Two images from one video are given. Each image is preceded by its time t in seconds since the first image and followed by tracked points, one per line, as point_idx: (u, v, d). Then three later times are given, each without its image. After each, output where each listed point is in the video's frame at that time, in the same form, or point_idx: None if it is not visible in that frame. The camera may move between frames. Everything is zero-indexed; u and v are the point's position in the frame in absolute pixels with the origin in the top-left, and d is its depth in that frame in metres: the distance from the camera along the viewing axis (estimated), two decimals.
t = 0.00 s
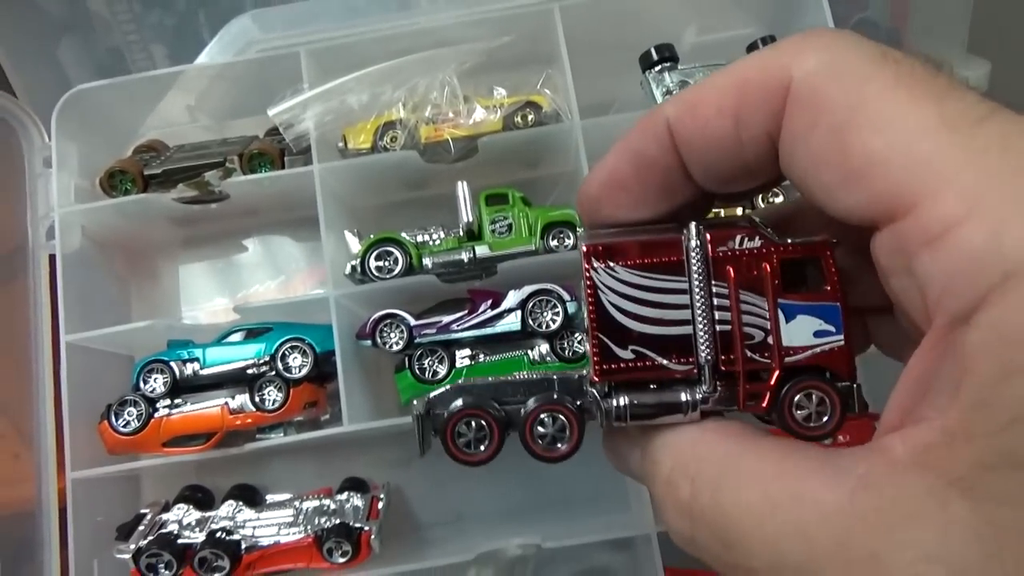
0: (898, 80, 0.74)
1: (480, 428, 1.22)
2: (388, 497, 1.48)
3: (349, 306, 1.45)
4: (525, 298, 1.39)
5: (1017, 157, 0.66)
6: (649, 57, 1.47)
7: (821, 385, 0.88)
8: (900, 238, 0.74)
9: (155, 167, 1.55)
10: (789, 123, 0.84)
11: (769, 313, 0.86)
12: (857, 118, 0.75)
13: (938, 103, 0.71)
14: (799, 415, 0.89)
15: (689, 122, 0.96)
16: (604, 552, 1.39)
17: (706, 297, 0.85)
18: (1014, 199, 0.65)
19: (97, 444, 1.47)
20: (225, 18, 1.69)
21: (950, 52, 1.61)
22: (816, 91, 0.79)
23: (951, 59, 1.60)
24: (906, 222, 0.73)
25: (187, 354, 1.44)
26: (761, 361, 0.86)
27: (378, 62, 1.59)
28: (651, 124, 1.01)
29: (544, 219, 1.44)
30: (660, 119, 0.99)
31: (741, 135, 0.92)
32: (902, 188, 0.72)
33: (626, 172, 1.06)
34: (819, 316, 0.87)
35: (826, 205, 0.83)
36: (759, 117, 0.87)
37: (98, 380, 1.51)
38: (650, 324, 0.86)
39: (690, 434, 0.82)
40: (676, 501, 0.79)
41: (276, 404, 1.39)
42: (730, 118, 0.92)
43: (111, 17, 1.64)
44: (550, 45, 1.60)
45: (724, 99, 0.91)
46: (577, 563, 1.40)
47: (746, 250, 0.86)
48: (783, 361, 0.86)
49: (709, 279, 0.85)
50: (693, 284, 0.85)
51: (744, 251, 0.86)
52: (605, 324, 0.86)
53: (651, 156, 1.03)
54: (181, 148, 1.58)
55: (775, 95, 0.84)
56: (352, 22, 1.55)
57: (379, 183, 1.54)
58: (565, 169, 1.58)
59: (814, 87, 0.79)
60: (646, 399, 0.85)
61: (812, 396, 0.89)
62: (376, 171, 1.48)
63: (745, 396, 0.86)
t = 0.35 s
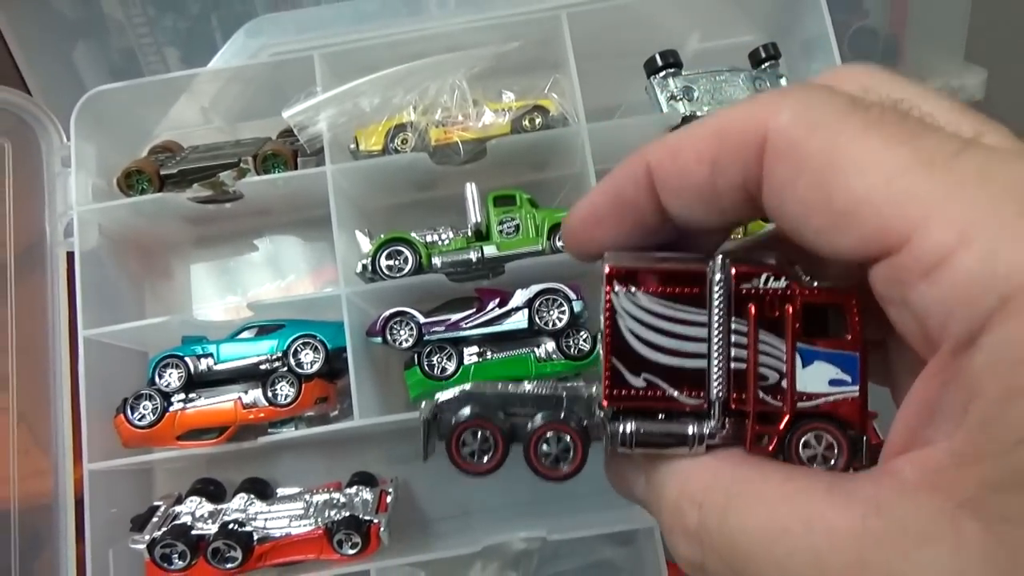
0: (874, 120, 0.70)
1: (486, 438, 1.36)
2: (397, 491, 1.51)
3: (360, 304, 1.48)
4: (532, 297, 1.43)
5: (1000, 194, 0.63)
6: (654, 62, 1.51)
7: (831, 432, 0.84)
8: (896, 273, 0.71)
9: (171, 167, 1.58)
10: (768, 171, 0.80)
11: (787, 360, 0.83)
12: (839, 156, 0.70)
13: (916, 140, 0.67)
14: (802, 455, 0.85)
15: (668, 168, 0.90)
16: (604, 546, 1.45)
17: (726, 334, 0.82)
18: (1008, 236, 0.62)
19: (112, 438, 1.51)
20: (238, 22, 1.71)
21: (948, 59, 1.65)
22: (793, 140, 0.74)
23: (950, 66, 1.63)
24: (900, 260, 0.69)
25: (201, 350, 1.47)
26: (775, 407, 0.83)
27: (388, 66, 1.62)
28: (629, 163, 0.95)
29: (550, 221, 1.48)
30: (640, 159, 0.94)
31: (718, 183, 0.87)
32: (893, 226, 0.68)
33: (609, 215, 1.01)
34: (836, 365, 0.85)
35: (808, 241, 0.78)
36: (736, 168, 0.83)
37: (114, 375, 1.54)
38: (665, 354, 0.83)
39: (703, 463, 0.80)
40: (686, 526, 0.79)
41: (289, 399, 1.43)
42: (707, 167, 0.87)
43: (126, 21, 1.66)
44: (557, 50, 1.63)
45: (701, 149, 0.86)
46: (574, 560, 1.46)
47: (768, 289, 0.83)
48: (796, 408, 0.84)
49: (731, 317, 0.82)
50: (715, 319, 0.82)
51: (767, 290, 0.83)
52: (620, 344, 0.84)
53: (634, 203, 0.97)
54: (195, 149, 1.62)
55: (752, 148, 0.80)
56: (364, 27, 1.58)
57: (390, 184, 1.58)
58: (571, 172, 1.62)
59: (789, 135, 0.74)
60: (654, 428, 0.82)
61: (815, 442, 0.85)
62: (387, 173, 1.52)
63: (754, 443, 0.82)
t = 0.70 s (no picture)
0: (765, 281, 0.68)
1: (459, 557, 0.98)
2: (396, 488, 1.53)
3: (361, 306, 1.52)
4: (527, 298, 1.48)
5: (903, 341, 0.63)
6: (648, 69, 1.55)
7: (812, 482, 0.88)
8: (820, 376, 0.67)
9: (176, 171, 1.62)
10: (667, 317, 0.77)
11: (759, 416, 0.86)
12: (734, 323, 0.70)
13: (810, 304, 0.66)
14: (799, 518, 0.87)
15: (564, 313, 0.85)
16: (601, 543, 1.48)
17: (697, 407, 0.85)
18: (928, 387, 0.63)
19: (117, 435, 1.54)
20: (240, 28, 1.74)
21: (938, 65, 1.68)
22: (689, 309, 0.72)
23: (939, 72, 1.66)
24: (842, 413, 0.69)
25: (205, 349, 1.51)
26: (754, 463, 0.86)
27: (388, 73, 1.66)
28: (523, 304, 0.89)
29: (546, 223, 1.51)
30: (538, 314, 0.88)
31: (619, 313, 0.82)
32: (825, 395, 0.68)
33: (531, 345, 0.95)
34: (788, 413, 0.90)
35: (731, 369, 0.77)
36: (635, 311, 0.80)
37: (118, 374, 1.57)
38: (638, 427, 0.84)
39: (700, 547, 0.86)
40: None
41: (290, 397, 1.46)
42: (607, 312, 0.83)
43: (131, 28, 1.70)
44: (554, 57, 1.67)
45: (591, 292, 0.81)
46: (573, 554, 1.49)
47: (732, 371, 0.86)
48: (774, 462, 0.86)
49: (696, 380, 0.85)
50: (683, 391, 0.85)
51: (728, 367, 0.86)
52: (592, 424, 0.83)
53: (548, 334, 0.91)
54: (199, 153, 1.65)
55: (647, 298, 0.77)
56: (364, 34, 1.62)
57: (390, 187, 1.61)
58: (567, 175, 1.65)
59: (680, 301, 0.72)
60: (642, 509, 0.83)
61: (808, 496, 0.88)
62: (386, 177, 1.56)
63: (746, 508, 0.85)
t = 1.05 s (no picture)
0: (698, 254, 0.70)
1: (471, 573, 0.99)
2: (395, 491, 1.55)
3: (361, 310, 1.54)
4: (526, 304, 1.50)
5: (831, 287, 0.65)
6: (644, 78, 1.57)
7: (751, 417, 1.01)
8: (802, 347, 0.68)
9: (179, 178, 1.65)
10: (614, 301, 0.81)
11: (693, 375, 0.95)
12: (680, 302, 0.72)
13: (740, 266, 0.68)
14: (746, 450, 1.02)
15: (516, 311, 0.90)
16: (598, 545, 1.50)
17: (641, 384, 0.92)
18: (858, 322, 0.65)
19: (120, 438, 1.56)
20: (242, 37, 1.77)
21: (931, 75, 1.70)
22: (633, 295, 0.76)
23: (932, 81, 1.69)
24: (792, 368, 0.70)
25: (207, 354, 1.53)
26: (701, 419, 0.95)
27: (389, 82, 1.69)
28: (476, 304, 0.94)
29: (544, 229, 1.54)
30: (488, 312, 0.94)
31: (566, 306, 0.88)
32: (767, 352, 0.70)
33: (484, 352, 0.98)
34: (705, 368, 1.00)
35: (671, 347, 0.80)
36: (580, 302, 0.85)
37: (121, 377, 1.59)
38: (593, 414, 0.92)
39: (670, 496, 0.94)
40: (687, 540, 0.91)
41: (292, 400, 1.47)
42: (555, 305, 0.88)
43: (134, 37, 1.72)
44: (551, 66, 1.70)
45: (542, 287, 0.87)
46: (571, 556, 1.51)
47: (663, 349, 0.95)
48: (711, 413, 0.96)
49: (634, 357, 0.92)
50: (625, 369, 0.92)
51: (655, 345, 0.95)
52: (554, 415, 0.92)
53: (498, 336, 0.96)
54: (202, 160, 1.68)
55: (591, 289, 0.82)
56: (364, 44, 1.66)
57: (390, 194, 1.64)
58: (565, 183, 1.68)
59: (627, 290, 0.76)
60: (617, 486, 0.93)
61: (750, 430, 1.02)
62: (386, 184, 1.58)
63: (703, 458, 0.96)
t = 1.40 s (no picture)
0: (795, 176, 0.70)
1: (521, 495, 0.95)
2: (393, 493, 1.57)
3: (360, 313, 1.56)
4: (524, 308, 1.51)
5: (921, 214, 0.65)
6: (642, 85, 1.60)
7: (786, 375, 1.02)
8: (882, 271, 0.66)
9: (181, 182, 1.66)
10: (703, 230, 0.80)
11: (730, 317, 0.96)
12: (775, 217, 0.70)
13: (837, 187, 0.68)
14: (780, 405, 0.99)
15: (606, 238, 0.90)
16: (594, 547, 1.51)
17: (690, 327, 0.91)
18: (947, 252, 0.64)
19: (120, 439, 1.57)
20: (244, 44, 1.79)
21: (926, 84, 1.72)
22: (727, 210, 0.74)
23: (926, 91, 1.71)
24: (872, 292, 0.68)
25: (208, 356, 1.55)
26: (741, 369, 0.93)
27: (389, 88, 1.71)
28: (569, 224, 0.93)
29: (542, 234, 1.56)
30: (578, 235, 0.93)
31: (659, 236, 0.86)
32: (847, 273, 0.68)
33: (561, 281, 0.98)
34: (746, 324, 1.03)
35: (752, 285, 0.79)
36: (672, 230, 0.83)
37: (123, 379, 1.61)
38: (651, 354, 0.89)
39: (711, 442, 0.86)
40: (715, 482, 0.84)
41: (291, 403, 1.49)
42: (646, 231, 0.86)
43: (137, 42, 1.74)
44: (549, 73, 1.72)
45: (638, 211, 0.85)
46: (566, 559, 1.52)
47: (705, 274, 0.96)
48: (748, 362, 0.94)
49: (686, 306, 0.92)
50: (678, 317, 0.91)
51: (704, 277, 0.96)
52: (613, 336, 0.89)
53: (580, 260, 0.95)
54: (203, 164, 1.70)
55: (686, 214, 0.80)
56: (364, 51, 1.69)
57: (389, 198, 1.65)
58: (563, 188, 1.70)
59: (724, 208, 0.74)
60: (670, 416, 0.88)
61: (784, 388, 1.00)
62: (386, 189, 1.60)
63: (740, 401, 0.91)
